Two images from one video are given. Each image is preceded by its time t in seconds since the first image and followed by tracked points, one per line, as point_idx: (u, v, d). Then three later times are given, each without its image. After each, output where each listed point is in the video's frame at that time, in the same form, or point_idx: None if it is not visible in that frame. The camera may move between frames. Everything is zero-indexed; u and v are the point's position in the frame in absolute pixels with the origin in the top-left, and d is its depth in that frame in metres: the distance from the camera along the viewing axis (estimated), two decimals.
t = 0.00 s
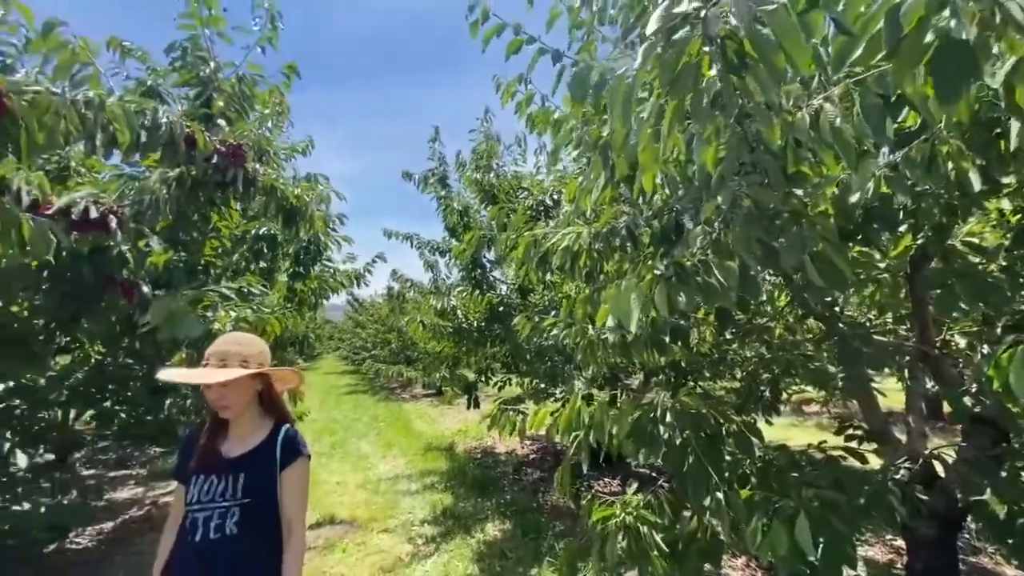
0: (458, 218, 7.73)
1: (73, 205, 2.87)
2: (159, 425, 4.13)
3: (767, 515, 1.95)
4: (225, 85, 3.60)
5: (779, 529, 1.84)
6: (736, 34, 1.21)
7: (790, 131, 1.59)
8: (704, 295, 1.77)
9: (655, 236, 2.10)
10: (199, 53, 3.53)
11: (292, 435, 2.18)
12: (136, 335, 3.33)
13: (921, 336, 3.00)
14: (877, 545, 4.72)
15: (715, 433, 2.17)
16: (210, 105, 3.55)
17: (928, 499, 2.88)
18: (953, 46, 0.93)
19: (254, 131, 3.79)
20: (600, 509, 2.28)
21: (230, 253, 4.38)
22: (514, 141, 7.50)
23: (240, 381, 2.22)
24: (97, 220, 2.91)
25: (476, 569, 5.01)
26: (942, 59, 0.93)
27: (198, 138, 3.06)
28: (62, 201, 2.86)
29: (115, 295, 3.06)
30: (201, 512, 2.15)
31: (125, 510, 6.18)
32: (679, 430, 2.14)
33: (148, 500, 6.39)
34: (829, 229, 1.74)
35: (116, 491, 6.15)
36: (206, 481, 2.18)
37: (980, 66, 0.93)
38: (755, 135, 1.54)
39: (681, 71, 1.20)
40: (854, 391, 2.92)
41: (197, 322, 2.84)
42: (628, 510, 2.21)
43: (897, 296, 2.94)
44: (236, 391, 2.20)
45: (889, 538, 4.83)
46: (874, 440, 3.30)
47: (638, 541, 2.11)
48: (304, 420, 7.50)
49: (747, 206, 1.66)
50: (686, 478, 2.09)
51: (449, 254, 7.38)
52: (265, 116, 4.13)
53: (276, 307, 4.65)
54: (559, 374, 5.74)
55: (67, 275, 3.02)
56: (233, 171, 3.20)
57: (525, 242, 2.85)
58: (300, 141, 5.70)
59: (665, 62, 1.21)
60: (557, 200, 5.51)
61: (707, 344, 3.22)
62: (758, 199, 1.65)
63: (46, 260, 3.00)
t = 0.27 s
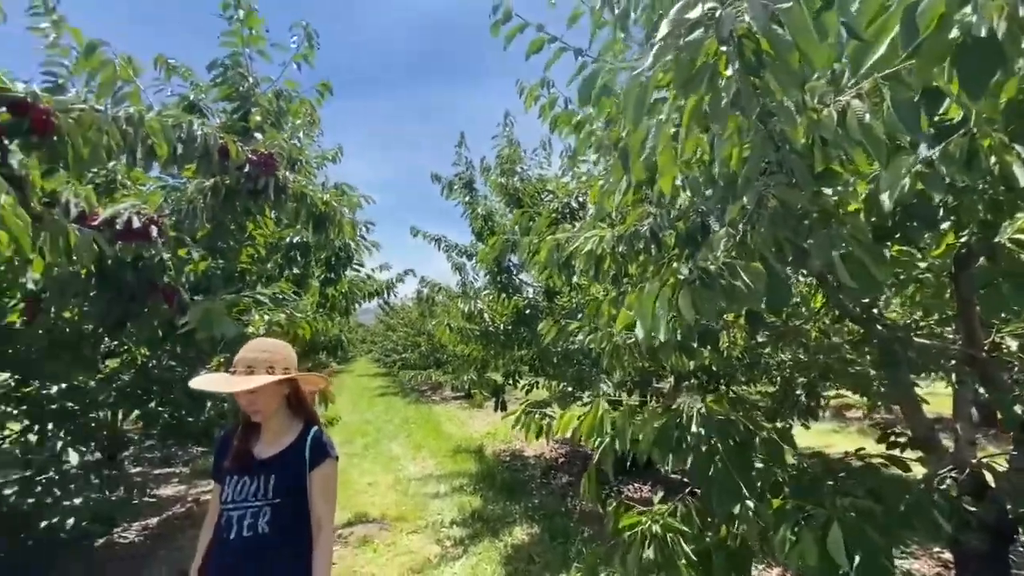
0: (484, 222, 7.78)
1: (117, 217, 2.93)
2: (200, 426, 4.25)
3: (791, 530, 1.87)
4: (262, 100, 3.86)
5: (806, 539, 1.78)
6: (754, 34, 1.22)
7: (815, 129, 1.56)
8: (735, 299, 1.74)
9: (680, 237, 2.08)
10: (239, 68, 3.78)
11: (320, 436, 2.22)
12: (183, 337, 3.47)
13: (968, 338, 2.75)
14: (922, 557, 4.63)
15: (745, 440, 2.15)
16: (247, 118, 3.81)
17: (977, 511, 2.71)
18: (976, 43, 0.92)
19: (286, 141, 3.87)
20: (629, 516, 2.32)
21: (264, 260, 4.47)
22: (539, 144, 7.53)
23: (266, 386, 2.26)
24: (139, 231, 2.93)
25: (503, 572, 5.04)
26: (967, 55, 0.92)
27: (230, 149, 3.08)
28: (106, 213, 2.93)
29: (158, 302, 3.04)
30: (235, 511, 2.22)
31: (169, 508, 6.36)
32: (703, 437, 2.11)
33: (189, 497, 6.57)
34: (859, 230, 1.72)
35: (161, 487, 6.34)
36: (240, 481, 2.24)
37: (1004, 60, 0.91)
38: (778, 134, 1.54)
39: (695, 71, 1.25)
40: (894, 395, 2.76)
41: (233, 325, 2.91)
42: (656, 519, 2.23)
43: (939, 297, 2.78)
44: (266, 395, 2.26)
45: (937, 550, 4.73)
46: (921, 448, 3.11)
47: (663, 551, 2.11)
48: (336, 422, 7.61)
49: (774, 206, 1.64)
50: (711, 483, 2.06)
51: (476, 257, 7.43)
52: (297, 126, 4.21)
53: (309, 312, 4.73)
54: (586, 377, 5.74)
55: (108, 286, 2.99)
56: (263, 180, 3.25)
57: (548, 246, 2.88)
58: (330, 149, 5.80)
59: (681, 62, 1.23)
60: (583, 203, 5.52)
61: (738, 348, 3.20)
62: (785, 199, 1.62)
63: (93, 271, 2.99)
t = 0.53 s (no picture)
0: (509, 225, 7.81)
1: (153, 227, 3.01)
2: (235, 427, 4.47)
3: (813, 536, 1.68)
4: (293, 112, 3.97)
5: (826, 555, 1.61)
6: (754, 35, 1.29)
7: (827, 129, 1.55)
8: (746, 302, 1.71)
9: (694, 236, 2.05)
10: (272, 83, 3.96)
11: (340, 438, 2.27)
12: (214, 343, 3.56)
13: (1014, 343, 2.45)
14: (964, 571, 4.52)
15: (768, 447, 2.02)
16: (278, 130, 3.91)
17: None
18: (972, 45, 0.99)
19: (313, 149, 3.95)
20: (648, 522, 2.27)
21: (295, 266, 4.57)
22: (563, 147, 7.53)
23: (287, 389, 2.32)
24: (172, 239, 3.03)
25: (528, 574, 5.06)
26: (965, 61, 1.00)
27: (255, 160, 3.09)
28: (143, 223, 3.02)
29: (191, 307, 3.15)
30: (258, 510, 2.28)
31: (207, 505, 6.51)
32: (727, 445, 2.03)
33: (225, 495, 6.81)
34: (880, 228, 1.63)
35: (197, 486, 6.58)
36: (263, 480, 2.30)
37: (1000, 59, 0.99)
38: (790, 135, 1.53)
39: (694, 74, 1.31)
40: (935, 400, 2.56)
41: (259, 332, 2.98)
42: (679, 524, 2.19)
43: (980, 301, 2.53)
44: (287, 400, 2.31)
45: (983, 564, 4.61)
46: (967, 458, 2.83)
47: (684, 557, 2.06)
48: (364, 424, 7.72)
49: (788, 207, 1.62)
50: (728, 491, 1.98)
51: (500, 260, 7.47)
52: (324, 134, 4.29)
53: (339, 316, 4.80)
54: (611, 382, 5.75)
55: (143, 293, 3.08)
56: (287, 187, 3.34)
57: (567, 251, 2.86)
58: (358, 157, 5.90)
59: (682, 67, 1.27)
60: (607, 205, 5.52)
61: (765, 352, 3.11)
62: (800, 200, 1.60)
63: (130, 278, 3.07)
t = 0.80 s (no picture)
0: (532, 227, 7.84)
1: (184, 233, 3.13)
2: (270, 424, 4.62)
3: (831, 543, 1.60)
4: (318, 121, 4.04)
5: (844, 554, 1.48)
6: (751, 33, 1.30)
7: (838, 125, 1.57)
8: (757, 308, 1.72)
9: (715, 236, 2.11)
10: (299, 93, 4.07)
11: (359, 438, 2.33)
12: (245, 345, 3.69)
13: None
14: None
15: (789, 449, 2.00)
16: (305, 140, 3.97)
17: None
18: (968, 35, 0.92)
19: (337, 156, 4.02)
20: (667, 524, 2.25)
21: (322, 270, 4.64)
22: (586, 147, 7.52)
23: (306, 388, 2.39)
24: (203, 246, 3.12)
25: None
26: (962, 54, 0.91)
27: (279, 168, 3.15)
28: (175, 230, 3.15)
29: (220, 312, 3.22)
30: (280, 506, 2.35)
31: (242, 501, 6.68)
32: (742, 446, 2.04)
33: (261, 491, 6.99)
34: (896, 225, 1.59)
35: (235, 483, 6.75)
36: (284, 478, 2.37)
37: (996, 52, 0.91)
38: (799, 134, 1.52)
39: (691, 73, 1.32)
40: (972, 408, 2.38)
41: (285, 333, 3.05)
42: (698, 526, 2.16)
43: None
44: (306, 398, 2.39)
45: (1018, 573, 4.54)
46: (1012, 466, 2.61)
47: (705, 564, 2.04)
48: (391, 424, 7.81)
49: (801, 206, 1.64)
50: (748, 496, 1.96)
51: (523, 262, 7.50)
52: (349, 141, 4.37)
53: (366, 319, 4.87)
54: (634, 386, 5.75)
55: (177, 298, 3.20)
56: (312, 195, 3.40)
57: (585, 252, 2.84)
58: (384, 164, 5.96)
59: (679, 66, 1.30)
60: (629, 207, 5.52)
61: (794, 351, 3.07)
62: (812, 198, 1.61)
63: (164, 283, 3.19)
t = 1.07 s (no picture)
0: (554, 228, 7.86)
1: (214, 239, 3.22)
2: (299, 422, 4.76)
3: (851, 548, 1.57)
4: (342, 126, 4.15)
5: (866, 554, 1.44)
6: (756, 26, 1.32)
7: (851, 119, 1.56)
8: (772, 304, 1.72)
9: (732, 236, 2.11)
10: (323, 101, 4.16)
11: (380, 436, 2.39)
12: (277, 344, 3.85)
13: None
14: None
15: (813, 449, 1.97)
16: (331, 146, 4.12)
17: None
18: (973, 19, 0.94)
19: (362, 161, 4.11)
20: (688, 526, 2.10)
21: (348, 273, 4.72)
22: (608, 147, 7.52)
23: (330, 385, 2.46)
24: (233, 251, 3.23)
25: None
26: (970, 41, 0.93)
27: (304, 174, 3.21)
28: (206, 235, 3.22)
29: (251, 313, 3.41)
30: (304, 501, 2.41)
31: (275, 497, 6.83)
32: (765, 445, 2.03)
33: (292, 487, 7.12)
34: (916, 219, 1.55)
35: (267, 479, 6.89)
36: (308, 473, 2.43)
37: (1006, 38, 0.93)
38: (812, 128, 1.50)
39: (699, 72, 1.32)
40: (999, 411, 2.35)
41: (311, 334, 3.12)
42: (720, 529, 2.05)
43: None
44: (329, 395, 2.45)
45: None
46: None
47: (724, 564, 1.92)
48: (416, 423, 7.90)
49: (818, 202, 1.60)
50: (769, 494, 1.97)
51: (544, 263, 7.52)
52: (374, 145, 4.46)
53: (391, 321, 4.94)
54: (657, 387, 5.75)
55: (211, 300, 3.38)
56: (336, 201, 3.54)
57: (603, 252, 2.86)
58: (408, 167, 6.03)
59: (685, 63, 1.30)
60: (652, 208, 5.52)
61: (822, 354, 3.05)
62: (830, 193, 1.58)
63: (198, 286, 3.38)
